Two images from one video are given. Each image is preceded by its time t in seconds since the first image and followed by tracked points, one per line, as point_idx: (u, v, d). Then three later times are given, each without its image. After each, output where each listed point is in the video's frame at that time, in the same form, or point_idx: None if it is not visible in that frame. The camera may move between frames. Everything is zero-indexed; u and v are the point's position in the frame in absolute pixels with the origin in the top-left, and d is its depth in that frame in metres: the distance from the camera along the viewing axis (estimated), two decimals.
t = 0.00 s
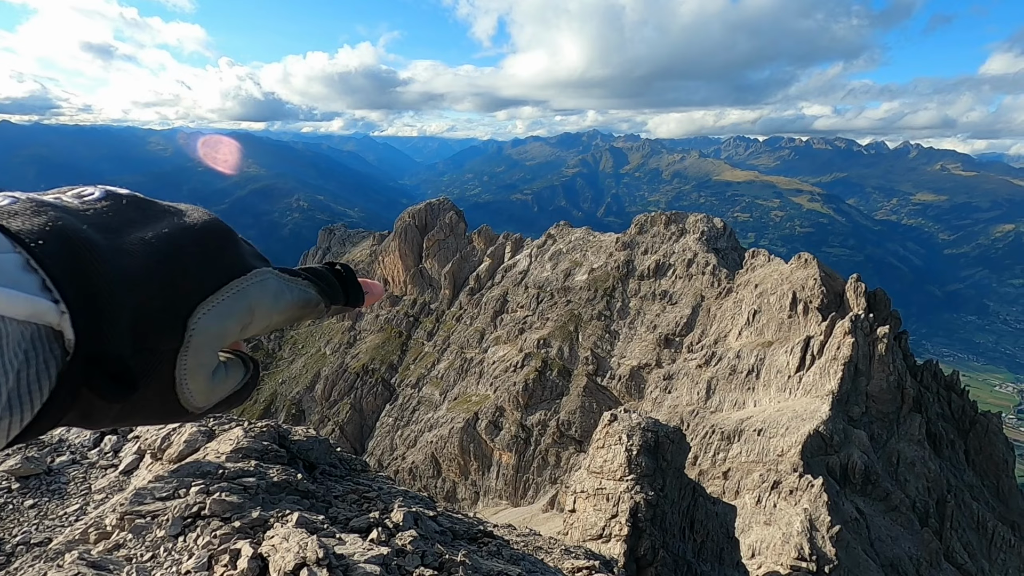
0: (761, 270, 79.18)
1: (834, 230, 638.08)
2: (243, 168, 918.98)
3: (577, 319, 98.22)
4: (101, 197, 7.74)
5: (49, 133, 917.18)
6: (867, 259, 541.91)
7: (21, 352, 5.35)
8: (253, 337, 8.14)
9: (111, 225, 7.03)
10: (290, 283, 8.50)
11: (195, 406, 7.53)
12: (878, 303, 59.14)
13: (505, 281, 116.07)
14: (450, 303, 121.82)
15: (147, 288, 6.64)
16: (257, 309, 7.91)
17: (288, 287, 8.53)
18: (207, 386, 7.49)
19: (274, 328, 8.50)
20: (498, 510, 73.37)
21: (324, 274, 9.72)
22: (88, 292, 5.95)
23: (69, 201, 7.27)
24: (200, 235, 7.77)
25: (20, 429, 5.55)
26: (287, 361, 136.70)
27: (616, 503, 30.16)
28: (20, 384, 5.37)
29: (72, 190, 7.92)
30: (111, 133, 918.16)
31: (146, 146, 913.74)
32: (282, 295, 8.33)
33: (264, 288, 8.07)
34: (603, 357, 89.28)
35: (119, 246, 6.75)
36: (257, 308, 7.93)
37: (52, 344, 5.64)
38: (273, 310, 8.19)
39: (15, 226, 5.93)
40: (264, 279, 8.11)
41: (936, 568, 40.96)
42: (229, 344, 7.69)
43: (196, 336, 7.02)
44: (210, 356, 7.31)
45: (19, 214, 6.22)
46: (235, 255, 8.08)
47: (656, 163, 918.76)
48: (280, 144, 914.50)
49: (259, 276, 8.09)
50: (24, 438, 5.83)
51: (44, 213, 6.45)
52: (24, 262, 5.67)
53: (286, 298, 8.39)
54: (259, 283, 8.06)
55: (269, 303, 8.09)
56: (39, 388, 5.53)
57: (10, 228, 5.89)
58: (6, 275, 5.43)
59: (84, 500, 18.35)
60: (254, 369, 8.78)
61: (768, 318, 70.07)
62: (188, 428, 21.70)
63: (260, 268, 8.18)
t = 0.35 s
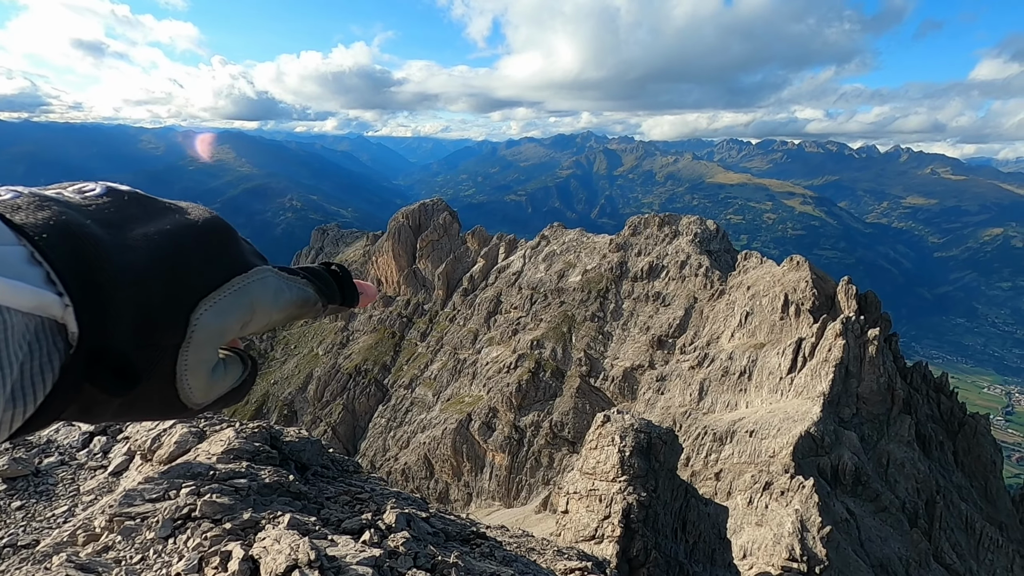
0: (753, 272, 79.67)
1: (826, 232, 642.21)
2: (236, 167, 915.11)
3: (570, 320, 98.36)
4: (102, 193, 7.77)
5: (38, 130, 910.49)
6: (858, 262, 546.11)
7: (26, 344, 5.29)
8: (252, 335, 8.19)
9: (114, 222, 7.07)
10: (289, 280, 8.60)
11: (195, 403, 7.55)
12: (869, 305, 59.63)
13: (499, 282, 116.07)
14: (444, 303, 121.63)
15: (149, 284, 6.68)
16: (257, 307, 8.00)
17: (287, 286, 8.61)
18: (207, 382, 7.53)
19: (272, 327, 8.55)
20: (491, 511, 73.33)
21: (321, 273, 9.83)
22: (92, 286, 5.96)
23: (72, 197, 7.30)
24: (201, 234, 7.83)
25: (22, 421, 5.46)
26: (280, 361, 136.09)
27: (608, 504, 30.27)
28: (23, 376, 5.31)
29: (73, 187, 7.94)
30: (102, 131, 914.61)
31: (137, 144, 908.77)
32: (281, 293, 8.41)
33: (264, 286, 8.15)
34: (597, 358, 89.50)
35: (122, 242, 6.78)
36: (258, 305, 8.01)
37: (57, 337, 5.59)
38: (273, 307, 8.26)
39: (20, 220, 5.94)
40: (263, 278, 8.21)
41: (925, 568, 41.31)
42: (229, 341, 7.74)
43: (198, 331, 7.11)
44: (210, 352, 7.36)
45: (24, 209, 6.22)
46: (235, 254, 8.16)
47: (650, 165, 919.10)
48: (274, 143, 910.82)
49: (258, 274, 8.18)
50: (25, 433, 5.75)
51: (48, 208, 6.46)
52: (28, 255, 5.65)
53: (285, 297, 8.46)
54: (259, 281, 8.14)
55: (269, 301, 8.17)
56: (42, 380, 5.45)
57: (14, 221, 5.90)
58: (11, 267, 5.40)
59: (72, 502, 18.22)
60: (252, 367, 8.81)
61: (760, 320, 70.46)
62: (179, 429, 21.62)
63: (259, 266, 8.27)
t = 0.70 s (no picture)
0: (750, 272, 79.87)
1: (822, 233, 643.88)
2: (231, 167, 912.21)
3: (567, 320, 98.35)
4: (88, 189, 7.80)
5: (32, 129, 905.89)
6: (853, 262, 548.01)
7: (22, 342, 5.49)
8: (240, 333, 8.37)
9: (105, 218, 7.16)
10: (276, 279, 8.81)
11: (185, 399, 7.73)
12: (864, 305, 59.85)
13: (496, 282, 116.08)
14: (441, 304, 121.62)
15: (145, 282, 6.82)
16: (247, 304, 8.20)
17: (274, 283, 8.84)
18: (198, 379, 7.71)
19: (260, 323, 8.77)
20: (488, 511, 73.30)
21: (304, 269, 10.02)
22: (89, 284, 6.09)
23: (59, 192, 7.33)
24: (189, 233, 8.01)
25: (21, 414, 5.63)
26: (276, 362, 135.79)
27: (605, 504, 30.27)
28: (21, 372, 5.48)
29: (54, 181, 7.90)
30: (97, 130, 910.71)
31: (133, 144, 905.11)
32: (270, 291, 8.64)
33: (253, 284, 8.38)
34: (593, 359, 89.54)
35: (115, 240, 6.89)
36: (248, 303, 8.23)
37: (52, 334, 5.76)
38: (263, 305, 8.49)
39: (14, 217, 6.04)
40: (252, 276, 8.40)
41: (920, 567, 41.49)
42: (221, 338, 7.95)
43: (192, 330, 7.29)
44: (202, 350, 7.54)
45: (16, 206, 6.30)
46: (224, 252, 8.33)
47: (647, 165, 919.45)
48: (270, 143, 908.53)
49: (248, 273, 8.38)
50: (20, 426, 5.91)
51: (40, 204, 6.53)
52: (24, 252, 5.80)
53: (274, 294, 8.69)
54: (248, 279, 8.35)
55: (258, 299, 8.38)
56: (38, 378, 5.65)
57: (9, 219, 6.01)
58: (8, 265, 5.57)
59: (68, 503, 18.14)
60: (237, 364, 8.96)
61: (757, 320, 70.63)
62: (175, 430, 21.55)
63: (247, 265, 8.47)
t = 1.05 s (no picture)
0: (751, 274, 79.82)
1: (824, 234, 643.24)
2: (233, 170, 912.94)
3: (569, 322, 98.30)
4: (69, 201, 7.88)
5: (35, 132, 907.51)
6: (855, 263, 547.44)
7: (13, 355, 5.66)
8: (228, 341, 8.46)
9: (88, 230, 7.20)
10: (258, 285, 8.94)
11: (173, 407, 7.79)
12: (866, 307, 59.79)
13: (497, 284, 116.09)
14: (442, 306, 121.67)
15: (134, 291, 6.89)
16: (233, 312, 8.32)
17: (257, 290, 9.00)
18: (186, 388, 7.77)
19: (245, 329, 8.90)
20: (490, 514, 73.19)
21: (283, 275, 10.12)
22: (77, 296, 6.20)
23: (40, 204, 7.41)
24: (175, 242, 8.11)
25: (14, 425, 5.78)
26: (278, 364, 135.88)
27: (607, 507, 30.24)
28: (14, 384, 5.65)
29: (32, 193, 7.88)
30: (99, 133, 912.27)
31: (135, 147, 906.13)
32: (253, 297, 8.79)
33: (238, 291, 8.51)
34: (595, 361, 89.45)
35: (101, 252, 6.95)
36: (234, 310, 8.36)
37: (41, 347, 5.93)
38: (247, 312, 8.61)
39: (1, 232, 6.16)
40: (235, 284, 8.53)
41: (923, 569, 41.33)
42: (207, 346, 8.04)
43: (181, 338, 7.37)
44: (191, 358, 7.65)
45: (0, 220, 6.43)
46: (207, 260, 8.45)
47: (648, 167, 919.05)
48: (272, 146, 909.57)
49: (231, 281, 8.51)
50: (10, 437, 6.00)
51: (24, 218, 6.65)
52: (13, 267, 5.94)
53: (257, 300, 8.82)
54: (232, 287, 8.48)
55: (242, 306, 8.50)
56: (31, 387, 5.83)
57: None
58: None
59: (70, 505, 18.17)
60: (221, 373, 9.03)
61: (758, 322, 70.53)
62: (177, 432, 21.59)
63: (229, 273, 8.60)
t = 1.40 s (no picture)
0: (747, 275, 80.10)
1: (819, 235, 645.44)
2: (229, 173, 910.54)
3: (566, 324, 98.30)
4: (82, 211, 7.74)
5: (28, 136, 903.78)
6: (851, 264, 549.36)
7: (20, 367, 5.36)
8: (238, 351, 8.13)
9: (98, 241, 7.03)
10: (271, 296, 8.57)
11: (181, 419, 7.49)
12: (862, 307, 60.16)
13: (494, 287, 116.11)
14: (439, 308, 121.60)
15: (141, 302, 6.69)
16: (242, 324, 7.99)
17: (270, 301, 8.60)
18: (194, 399, 7.46)
19: (257, 342, 8.55)
20: (488, 516, 73.11)
21: (298, 286, 9.77)
22: (84, 307, 5.99)
23: (53, 215, 7.25)
24: (187, 252, 7.89)
25: (17, 441, 5.52)
26: (274, 368, 135.54)
27: (606, 508, 30.25)
28: (18, 400, 5.34)
29: (48, 206, 7.80)
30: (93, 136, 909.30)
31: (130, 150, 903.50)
32: (265, 309, 8.42)
33: (248, 301, 8.13)
34: (592, 362, 89.48)
35: (110, 262, 6.81)
36: (243, 322, 8.00)
37: (49, 359, 5.64)
38: (258, 324, 8.25)
39: (10, 243, 5.96)
40: (247, 294, 8.17)
41: (920, 569, 41.48)
42: (217, 358, 7.74)
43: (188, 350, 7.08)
44: (199, 370, 7.31)
45: (10, 231, 6.24)
46: (218, 270, 8.17)
47: (644, 168, 919.50)
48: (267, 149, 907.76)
49: (242, 291, 8.18)
50: (16, 452, 5.76)
51: (35, 229, 6.46)
52: (22, 278, 5.69)
53: (268, 312, 8.45)
54: (243, 297, 8.12)
55: (253, 317, 8.13)
56: (37, 402, 5.50)
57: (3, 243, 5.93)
58: (6, 292, 5.45)
59: (65, 511, 18.08)
60: (232, 382, 8.72)
61: (754, 323, 70.68)
62: (173, 437, 21.53)
63: (242, 283, 8.25)
